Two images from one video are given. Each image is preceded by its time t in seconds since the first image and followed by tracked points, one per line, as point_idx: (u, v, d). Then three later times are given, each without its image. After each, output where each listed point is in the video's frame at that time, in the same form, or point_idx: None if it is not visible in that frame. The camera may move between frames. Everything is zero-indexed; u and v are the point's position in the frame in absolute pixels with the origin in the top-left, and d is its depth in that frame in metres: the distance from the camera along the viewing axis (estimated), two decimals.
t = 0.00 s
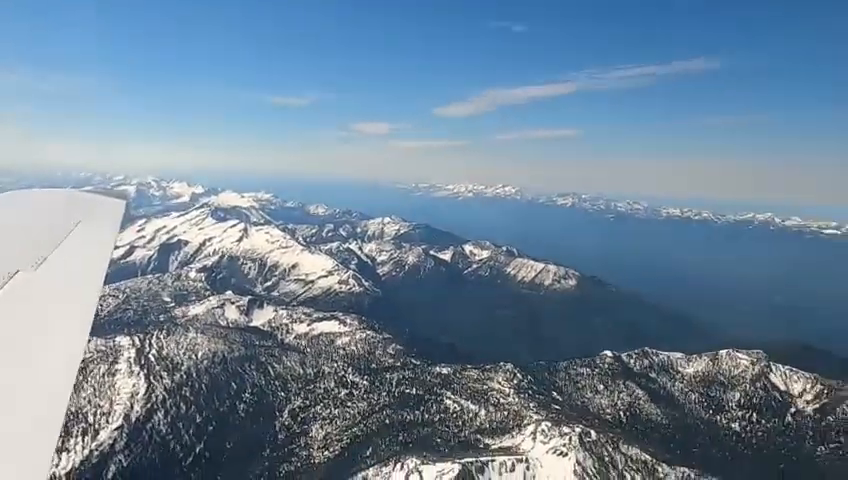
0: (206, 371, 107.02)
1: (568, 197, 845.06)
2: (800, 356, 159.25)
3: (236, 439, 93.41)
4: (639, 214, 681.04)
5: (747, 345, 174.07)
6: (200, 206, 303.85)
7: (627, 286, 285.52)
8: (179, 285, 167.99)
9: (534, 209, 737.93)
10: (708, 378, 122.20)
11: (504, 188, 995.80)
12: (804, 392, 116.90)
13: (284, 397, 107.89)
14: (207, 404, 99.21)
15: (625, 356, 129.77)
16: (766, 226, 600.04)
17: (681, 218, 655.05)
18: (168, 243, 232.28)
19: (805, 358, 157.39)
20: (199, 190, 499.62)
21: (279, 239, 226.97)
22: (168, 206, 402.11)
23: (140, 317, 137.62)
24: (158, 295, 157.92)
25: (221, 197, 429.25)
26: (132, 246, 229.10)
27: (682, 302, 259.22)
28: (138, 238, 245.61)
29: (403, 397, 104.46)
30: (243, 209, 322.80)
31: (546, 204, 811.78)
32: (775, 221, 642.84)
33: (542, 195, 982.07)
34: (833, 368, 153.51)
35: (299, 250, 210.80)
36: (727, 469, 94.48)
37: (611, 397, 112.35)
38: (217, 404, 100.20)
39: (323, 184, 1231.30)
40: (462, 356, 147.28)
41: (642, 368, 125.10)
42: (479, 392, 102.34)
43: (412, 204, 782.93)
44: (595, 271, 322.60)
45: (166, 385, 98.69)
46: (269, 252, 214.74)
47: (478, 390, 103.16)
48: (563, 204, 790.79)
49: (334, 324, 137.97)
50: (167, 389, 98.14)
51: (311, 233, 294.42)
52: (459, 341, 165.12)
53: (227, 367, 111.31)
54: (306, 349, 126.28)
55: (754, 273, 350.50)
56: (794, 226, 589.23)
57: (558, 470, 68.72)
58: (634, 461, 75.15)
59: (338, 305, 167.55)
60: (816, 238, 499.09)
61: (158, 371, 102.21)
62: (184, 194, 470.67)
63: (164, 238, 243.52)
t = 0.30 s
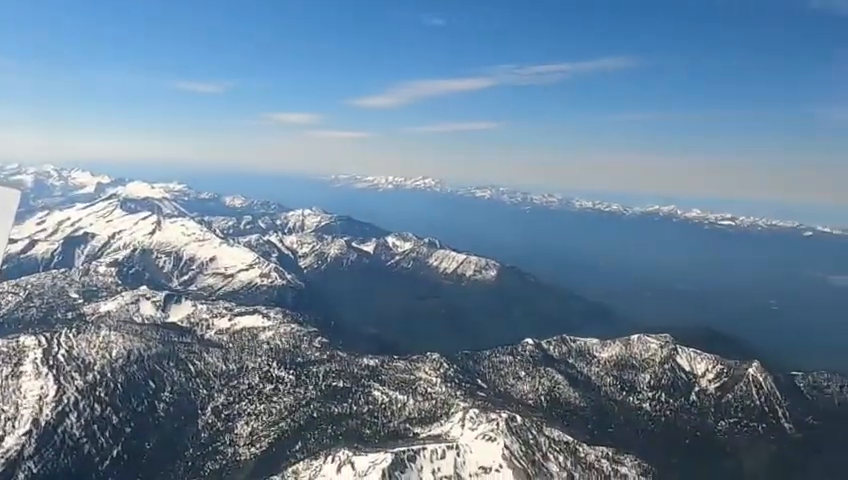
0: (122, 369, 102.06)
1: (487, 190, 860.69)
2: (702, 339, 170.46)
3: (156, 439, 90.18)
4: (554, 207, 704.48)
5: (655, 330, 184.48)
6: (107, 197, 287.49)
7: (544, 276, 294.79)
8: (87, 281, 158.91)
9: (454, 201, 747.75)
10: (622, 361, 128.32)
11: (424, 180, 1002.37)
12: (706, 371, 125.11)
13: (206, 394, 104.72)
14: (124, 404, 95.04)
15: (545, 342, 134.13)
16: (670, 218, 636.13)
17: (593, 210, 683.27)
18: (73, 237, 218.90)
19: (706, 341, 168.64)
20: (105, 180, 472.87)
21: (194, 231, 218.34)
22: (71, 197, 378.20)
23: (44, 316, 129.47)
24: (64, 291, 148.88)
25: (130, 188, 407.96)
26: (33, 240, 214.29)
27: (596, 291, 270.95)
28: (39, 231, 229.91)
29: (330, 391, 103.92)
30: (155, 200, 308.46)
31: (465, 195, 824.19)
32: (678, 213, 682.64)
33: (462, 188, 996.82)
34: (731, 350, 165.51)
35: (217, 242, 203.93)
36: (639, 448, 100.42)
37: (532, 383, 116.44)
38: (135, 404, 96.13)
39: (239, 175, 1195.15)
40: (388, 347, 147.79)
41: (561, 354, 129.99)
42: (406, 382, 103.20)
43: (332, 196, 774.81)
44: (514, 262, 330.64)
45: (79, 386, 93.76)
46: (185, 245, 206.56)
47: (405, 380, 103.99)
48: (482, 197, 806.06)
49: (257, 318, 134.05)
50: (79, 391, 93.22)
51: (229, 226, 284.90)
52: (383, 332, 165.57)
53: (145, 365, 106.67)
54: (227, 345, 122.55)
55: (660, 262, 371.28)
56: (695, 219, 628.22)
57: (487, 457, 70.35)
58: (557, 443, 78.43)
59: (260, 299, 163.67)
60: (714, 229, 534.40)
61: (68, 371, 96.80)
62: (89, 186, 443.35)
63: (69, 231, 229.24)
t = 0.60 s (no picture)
0: (82, 374, 99.37)
1: (447, 189, 863.70)
2: (661, 334, 175.21)
3: (120, 444, 88.31)
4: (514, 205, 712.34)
5: (615, 326, 188.91)
6: (59, 198, 278.34)
7: (506, 274, 298.12)
8: (41, 284, 153.98)
9: (415, 201, 748.86)
10: (585, 357, 130.86)
11: (384, 179, 999.49)
12: (666, 365, 128.69)
13: (170, 398, 102.80)
14: (86, 410, 92.84)
15: (511, 339, 135.55)
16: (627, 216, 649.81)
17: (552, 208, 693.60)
18: (24, 239, 211.40)
19: (664, 335, 173.54)
20: (55, 180, 457.35)
21: (152, 232, 213.31)
22: (20, 197, 365.17)
23: None
24: (17, 296, 144.02)
25: (82, 188, 395.20)
26: None
27: (557, 288, 275.54)
28: None
29: (299, 392, 103.31)
30: (110, 200, 300.11)
31: (426, 194, 825.53)
32: (634, 210, 698.34)
33: (423, 187, 999.10)
34: (688, 345, 170.84)
35: (177, 244, 199.65)
36: (603, 441, 103.05)
37: (499, 380, 117.98)
38: (97, 409, 93.89)
39: (196, 174, 1171.39)
40: (354, 348, 147.56)
41: (527, 351, 131.95)
42: (376, 381, 103.26)
43: (292, 196, 765.82)
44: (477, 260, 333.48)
45: (38, 393, 91.20)
46: (143, 246, 201.67)
47: (374, 380, 104.04)
48: (443, 196, 808.94)
49: (222, 320, 131.60)
50: (39, 399, 90.77)
51: (188, 226, 279.23)
52: (348, 332, 165.06)
53: (106, 370, 104.00)
54: (191, 348, 120.28)
55: (618, 259, 379.91)
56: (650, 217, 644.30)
57: (459, 454, 71.25)
58: (526, 438, 79.89)
59: (223, 301, 161.13)
60: (669, 226, 549.01)
61: (27, 378, 94.21)
62: (38, 186, 427.96)
63: (19, 234, 221.21)
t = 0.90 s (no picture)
0: (62, 378, 97.86)
1: (424, 189, 864.76)
2: (639, 332, 178.08)
3: (102, 448, 87.25)
4: (490, 206, 715.95)
5: (594, 324, 191.48)
6: (30, 199, 272.72)
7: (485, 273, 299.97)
8: (15, 288, 150.97)
9: (392, 201, 748.23)
10: (566, 355, 132.47)
11: (361, 180, 997.39)
12: (645, 362, 130.91)
13: (152, 402, 101.71)
14: (67, 415, 91.57)
15: (492, 338, 136.57)
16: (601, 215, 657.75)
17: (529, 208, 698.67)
18: None
19: (642, 333, 176.33)
20: (23, 181, 448.30)
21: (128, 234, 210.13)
22: None
23: None
24: None
25: (52, 189, 387.99)
26: None
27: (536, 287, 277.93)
28: None
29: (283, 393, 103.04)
30: (83, 201, 295.17)
31: (403, 194, 825.53)
32: (609, 210, 706.86)
33: (400, 187, 999.44)
34: (664, 343, 173.95)
35: (155, 245, 197.06)
36: (585, 438, 104.59)
37: (481, 379, 118.87)
38: (78, 414, 92.59)
39: (169, 175, 1155.47)
40: (336, 349, 147.40)
41: (509, 349, 133.14)
42: (360, 381, 103.35)
43: (267, 197, 759.51)
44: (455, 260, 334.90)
45: (17, 398, 89.69)
46: (120, 249, 198.70)
47: (358, 380, 104.12)
48: (419, 196, 809.93)
49: (203, 322, 130.42)
50: (18, 404, 89.38)
51: (164, 228, 275.70)
52: (329, 333, 164.81)
53: (86, 374, 102.54)
54: (172, 351, 119.05)
55: (594, 259, 384.71)
56: (624, 216, 652.51)
57: (447, 452, 72.01)
58: (512, 435, 80.91)
59: (202, 303, 159.67)
60: (642, 225, 556.89)
61: (5, 384, 92.35)
62: (7, 187, 418.71)
63: None
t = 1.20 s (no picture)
0: (57, 378, 97.49)
1: (415, 189, 864.43)
2: (631, 331, 179.59)
3: (99, 448, 87.07)
4: (481, 206, 717.09)
5: (586, 324, 192.88)
6: (20, 198, 270.62)
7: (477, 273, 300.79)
8: (7, 288, 149.84)
9: (382, 201, 747.70)
10: (559, 354, 133.51)
11: (351, 180, 995.36)
12: (637, 361, 132.28)
13: (148, 402, 101.56)
14: (63, 415, 91.29)
15: (486, 338, 137.29)
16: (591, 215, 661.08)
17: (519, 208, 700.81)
18: None
19: (634, 332, 177.79)
20: (12, 180, 444.39)
21: (119, 233, 209.15)
22: None
23: None
24: None
25: (41, 188, 384.81)
26: None
27: (528, 286, 279.04)
28: None
29: (279, 393, 103.24)
30: (73, 201, 293.21)
31: (393, 194, 825.31)
32: (598, 210, 710.75)
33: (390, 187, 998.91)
34: (656, 342, 175.58)
35: (146, 245, 196.03)
36: (579, 436, 105.56)
37: (476, 378, 119.71)
38: (74, 414, 92.27)
39: (157, 175, 1147.67)
40: (330, 348, 147.52)
41: (503, 348, 134.07)
42: (356, 381, 103.61)
43: (258, 197, 756.92)
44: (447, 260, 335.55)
45: (12, 399, 89.24)
46: (111, 248, 197.57)
47: (354, 380, 104.37)
48: (410, 196, 809.66)
49: (198, 321, 130.27)
50: (13, 404, 89.02)
51: (155, 227, 274.36)
52: (322, 332, 164.65)
53: (81, 375, 102.14)
54: (167, 351, 118.72)
55: (584, 259, 386.78)
56: (613, 216, 655.87)
57: (447, 450, 72.51)
58: (509, 433, 81.62)
59: (196, 303, 159.25)
60: (632, 226, 560.04)
61: None
62: None
63: None
